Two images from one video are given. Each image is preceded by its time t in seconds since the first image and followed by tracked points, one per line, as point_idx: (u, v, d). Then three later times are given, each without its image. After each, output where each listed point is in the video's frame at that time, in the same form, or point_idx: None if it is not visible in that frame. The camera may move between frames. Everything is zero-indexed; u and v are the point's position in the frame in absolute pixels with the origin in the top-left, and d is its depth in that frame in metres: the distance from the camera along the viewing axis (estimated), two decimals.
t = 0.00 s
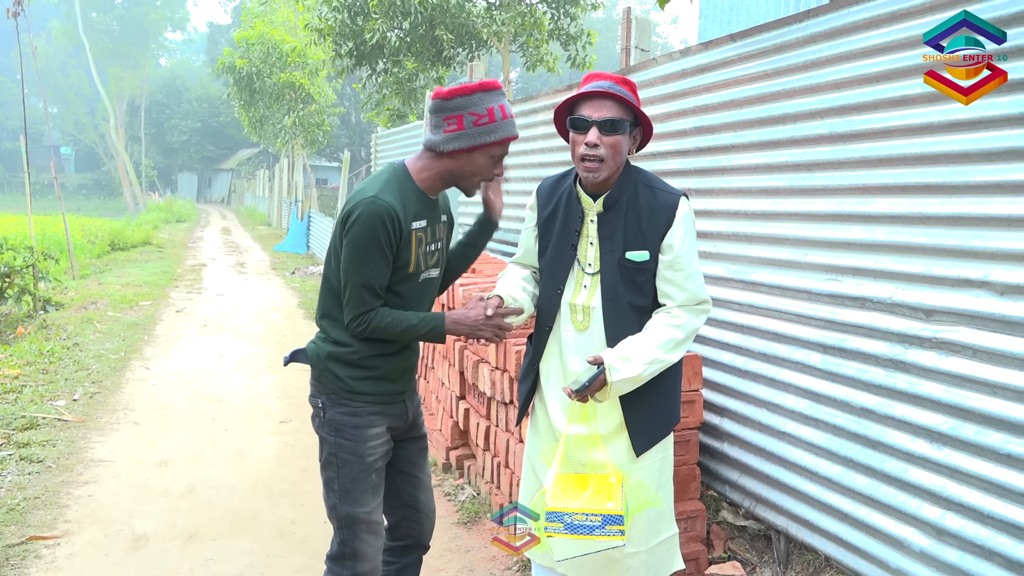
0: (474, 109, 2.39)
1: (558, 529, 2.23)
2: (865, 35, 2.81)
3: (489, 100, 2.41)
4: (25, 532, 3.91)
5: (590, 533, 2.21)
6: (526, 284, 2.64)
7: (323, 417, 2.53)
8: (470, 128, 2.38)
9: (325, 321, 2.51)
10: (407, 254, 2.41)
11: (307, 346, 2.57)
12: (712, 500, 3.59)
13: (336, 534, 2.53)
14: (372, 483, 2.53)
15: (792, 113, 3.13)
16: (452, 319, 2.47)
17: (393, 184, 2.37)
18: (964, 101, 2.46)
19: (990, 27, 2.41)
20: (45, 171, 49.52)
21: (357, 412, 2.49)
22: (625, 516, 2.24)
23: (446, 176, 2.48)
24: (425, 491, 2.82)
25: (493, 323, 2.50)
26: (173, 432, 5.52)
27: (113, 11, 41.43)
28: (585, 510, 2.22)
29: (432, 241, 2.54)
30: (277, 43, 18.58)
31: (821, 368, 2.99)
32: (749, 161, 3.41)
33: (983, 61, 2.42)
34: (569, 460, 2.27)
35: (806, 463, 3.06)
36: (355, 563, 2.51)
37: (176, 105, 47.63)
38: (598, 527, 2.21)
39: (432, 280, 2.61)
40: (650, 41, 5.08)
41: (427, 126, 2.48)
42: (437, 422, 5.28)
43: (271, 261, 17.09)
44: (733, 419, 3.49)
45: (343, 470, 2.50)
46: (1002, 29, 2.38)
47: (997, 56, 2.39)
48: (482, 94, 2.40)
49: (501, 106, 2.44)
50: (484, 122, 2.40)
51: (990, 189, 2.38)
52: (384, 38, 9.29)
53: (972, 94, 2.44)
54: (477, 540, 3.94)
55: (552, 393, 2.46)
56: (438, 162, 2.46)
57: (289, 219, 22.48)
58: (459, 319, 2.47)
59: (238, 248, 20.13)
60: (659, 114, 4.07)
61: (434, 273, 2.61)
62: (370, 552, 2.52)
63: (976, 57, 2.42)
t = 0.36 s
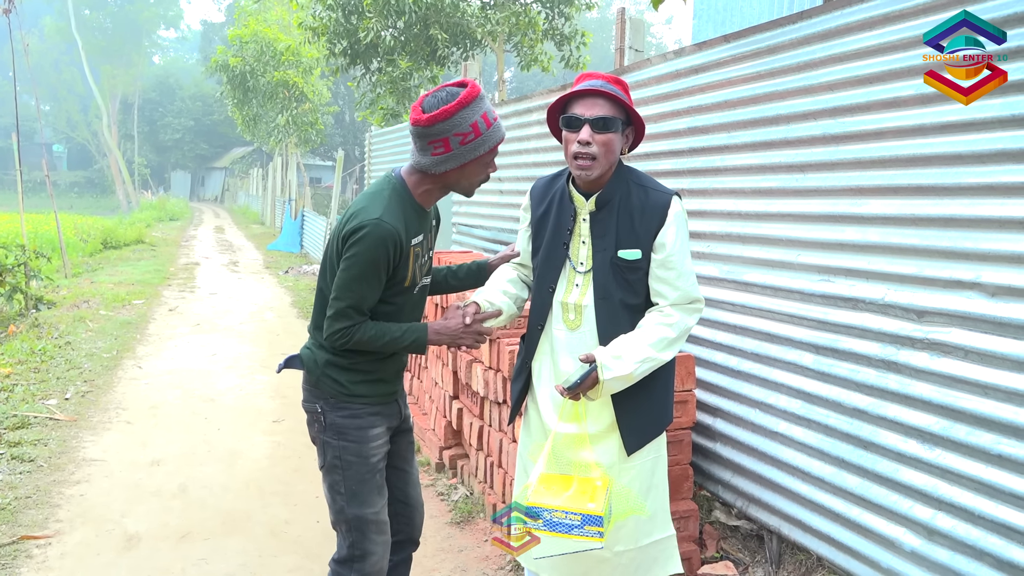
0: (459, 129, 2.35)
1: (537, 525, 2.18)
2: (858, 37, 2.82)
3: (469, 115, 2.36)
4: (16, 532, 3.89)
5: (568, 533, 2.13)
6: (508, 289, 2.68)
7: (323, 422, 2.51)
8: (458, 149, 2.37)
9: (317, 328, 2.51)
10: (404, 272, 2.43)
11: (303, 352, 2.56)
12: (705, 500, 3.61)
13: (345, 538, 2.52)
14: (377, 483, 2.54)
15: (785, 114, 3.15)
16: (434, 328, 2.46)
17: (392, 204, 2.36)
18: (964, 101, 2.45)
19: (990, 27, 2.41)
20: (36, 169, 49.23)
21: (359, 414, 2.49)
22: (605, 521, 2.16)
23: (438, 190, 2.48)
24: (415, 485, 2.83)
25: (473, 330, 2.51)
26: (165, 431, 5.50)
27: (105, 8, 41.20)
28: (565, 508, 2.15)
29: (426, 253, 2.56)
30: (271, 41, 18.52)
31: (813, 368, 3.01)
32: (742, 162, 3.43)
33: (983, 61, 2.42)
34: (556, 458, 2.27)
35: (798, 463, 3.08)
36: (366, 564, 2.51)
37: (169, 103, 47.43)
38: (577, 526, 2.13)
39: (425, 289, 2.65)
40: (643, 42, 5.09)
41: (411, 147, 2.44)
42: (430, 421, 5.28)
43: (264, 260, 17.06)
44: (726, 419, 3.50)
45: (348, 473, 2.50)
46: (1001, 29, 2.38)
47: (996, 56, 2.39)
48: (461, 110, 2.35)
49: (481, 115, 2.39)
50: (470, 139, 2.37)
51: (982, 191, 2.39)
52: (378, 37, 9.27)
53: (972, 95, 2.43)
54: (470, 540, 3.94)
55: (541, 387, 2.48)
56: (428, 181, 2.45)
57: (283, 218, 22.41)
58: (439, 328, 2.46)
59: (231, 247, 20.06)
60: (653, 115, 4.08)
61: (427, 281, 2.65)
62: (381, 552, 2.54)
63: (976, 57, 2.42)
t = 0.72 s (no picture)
0: (453, 139, 2.34)
1: (535, 523, 2.24)
2: (857, 39, 2.83)
3: (462, 123, 2.35)
4: (13, 531, 3.88)
5: (565, 529, 2.22)
6: (506, 294, 2.68)
7: (320, 424, 2.52)
8: (454, 158, 2.36)
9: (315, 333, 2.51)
10: (403, 283, 2.43)
11: (301, 353, 2.56)
12: (702, 501, 3.61)
13: (350, 537, 2.53)
14: (378, 480, 2.55)
15: (783, 116, 3.15)
16: (431, 334, 2.48)
17: (393, 216, 2.36)
18: (965, 101, 2.45)
19: (989, 26, 2.42)
20: (34, 167, 49.15)
21: (354, 415, 2.49)
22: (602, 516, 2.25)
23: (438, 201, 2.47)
24: (411, 485, 2.83)
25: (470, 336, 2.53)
26: (163, 430, 5.50)
27: (104, 6, 41.13)
28: (563, 505, 2.23)
29: (427, 262, 2.56)
30: (269, 40, 18.51)
31: (811, 370, 3.01)
32: (740, 163, 3.43)
33: (983, 61, 2.43)
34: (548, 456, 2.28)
35: (795, 464, 3.08)
36: (372, 560, 2.52)
37: (167, 102, 47.37)
38: (574, 523, 2.22)
39: (426, 297, 2.65)
40: (642, 43, 5.09)
41: (409, 161, 2.44)
42: (427, 422, 5.28)
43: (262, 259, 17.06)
44: (723, 420, 3.50)
45: (348, 473, 2.51)
46: (1001, 28, 2.38)
47: (996, 56, 2.40)
48: (454, 120, 2.34)
49: (475, 122, 2.38)
50: (465, 147, 2.37)
51: (979, 194, 2.40)
52: (377, 37, 9.25)
53: (972, 94, 2.43)
54: (467, 540, 3.95)
55: (539, 389, 2.49)
56: (428, 193, 2.44)
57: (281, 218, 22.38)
58: (436, 335, 2.48)
59: (228, 247, 20.04)
60: (652, 116, 4.08)
61: (428, 289, 2.65)
62: (385, 548, 2.55)
63: (976, 57, 2.42)
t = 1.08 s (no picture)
0: (458, 115, 2.39)
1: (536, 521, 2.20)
2: (858, 42, 2.83)
3: (469, 101, 2.41)
4: (14, 529, 3.89)
5: (566, 528, 2.18)
6: (509, 292, 2.67)
7: (324, 419, 2.52)
8: (457, 134, 2.39)
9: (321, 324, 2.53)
10: (404, 265, 2.43)
11: (308, 347, 2.57)
12: (702, 502, 3.61)
13: (339, 534, 2.53)
14: (374, 482, 2.54)
15: (784, 117, 3.16)
16: (435, 324, 2.47)
17: (391, 197, 2.37)
18: (964, 101, 2.46)
19: (990, 26, 2.42)
20: (36, 165, 49.20)
21: (359, 413, 2.50)
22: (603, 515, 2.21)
23: (439, 181, 2.48)
24: (414, 488, 2.83)
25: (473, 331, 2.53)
26: (164, 430, 5.50)
27: (106, 6, 41.19)
28: (563, 504, 2.19)
29: (430, 248, 2.55)
30: (271, 40, 18.54)
31: (811, 371, 3.02)
32: (741, 164, 3.44)
33: (983, 61, 2.43)
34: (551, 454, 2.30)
35: (795, 466, 3.08)
36: (360, 561, 2.51)
37: (169, 101, 47.43)
38: (575, 521, 2.17)
39: (430, 284, 2.64)
40: (644, 45, 5.09)
41: (412, 136, 2.48)
42: (428, 422, 5.28)
43: (263, 259, 17.08)
44: (724, 421, 3.50)
45: (345, 470, 2.51)
46: (1001, 28, 2.38)
47: (996, 56, 2.40)
48: (460, 97, 2.40)
49: (481, 104, 2.43)
50: (468, 125, 2.40)
51: (979, 196, 2.41)
52: (379, 37, 9.26)
53: (972, 95, 2.44)
54: (467, 540, 3.95)
55: (540, 390, 2.50)
56: (429, 169, 2.45)
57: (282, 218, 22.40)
58: (440, 327, 2.47)
59: (230, 246, 20.06)
60: (653, 118, 4.09)
61: (433, 277, 2.65)
62: (374, 550, 2.54)
63: (976, 57, 2.42)
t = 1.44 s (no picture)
0: (444, 99, 2.40)
1: (529, 521, 2.22)
2: (860, 44, 2.84)
3: (456, 86, 2.42)
4: (18, 529, 3.90)
5: (559, 529, 2.19)
6: (503, 288, 2.67)
7: (319, 419, 2.54)
8: (445, 119, 2.40)
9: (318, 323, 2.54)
10: (398, 256, 2.44)
11: (305, 348, 2.58)
12: (705, 504, 3.61)
13: (329, 534, 2.54)
14: (366, 485, 2.55)
15: (786, 120, 3.16)
16: (432, 315, 2.46)
17: (380, 187, 2.39)
18: (964, 101, 2.48)
19: (990, 27, 2.42)
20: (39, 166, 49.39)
21: (354, 415, 2.50)
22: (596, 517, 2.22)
23: (431, 169, 2.49)
24: (413, 493, 2.84)
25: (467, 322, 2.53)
26: (167, 430, 5.52)
27: (111, 7, 41.33)
28: (557, 504, 2.21)
29: (423, 241, 2.56)
30: (275, 41, 18.59)
31: (813, 373, 3.02)
32: (743, 167, 3.44)
33: (983, 61, 2.44)
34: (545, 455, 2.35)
35: (797, 468, 3.08)
36: (349, 563, 2.52)
37: (173, 102, 47.56)
38: (568, 522, 2.19)
39: (426, 279, 2.66)
40: (647, 47, 5.10)
41: (401, 124, 2.49)
42: (431, 423, 5.29)
43: (266, 259, 17.11)
44: (726, 423, 3.50)
45: (337, 472, 2.51)
46: (1001, 29, 2.39)
47: (996, 56, 2.41)
48: (447, 81, 2.41)
49: (468, 88, 2.45)
50: (456, 109, 2.42)
51: (980, 198, 2.41)
52: (382, 39, 9.27)
53: (972, 95, 2.45)
54: (469, 541, 3.96)
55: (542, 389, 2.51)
56: (421, 158, 2.48)
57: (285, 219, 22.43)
58: (436, 319, 2.46)
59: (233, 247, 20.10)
60: (656, 120, 4.10)
61: (428, 272, 2.66)
62: (363, 553, 2.54)
63: (976, 57, 2.42)
